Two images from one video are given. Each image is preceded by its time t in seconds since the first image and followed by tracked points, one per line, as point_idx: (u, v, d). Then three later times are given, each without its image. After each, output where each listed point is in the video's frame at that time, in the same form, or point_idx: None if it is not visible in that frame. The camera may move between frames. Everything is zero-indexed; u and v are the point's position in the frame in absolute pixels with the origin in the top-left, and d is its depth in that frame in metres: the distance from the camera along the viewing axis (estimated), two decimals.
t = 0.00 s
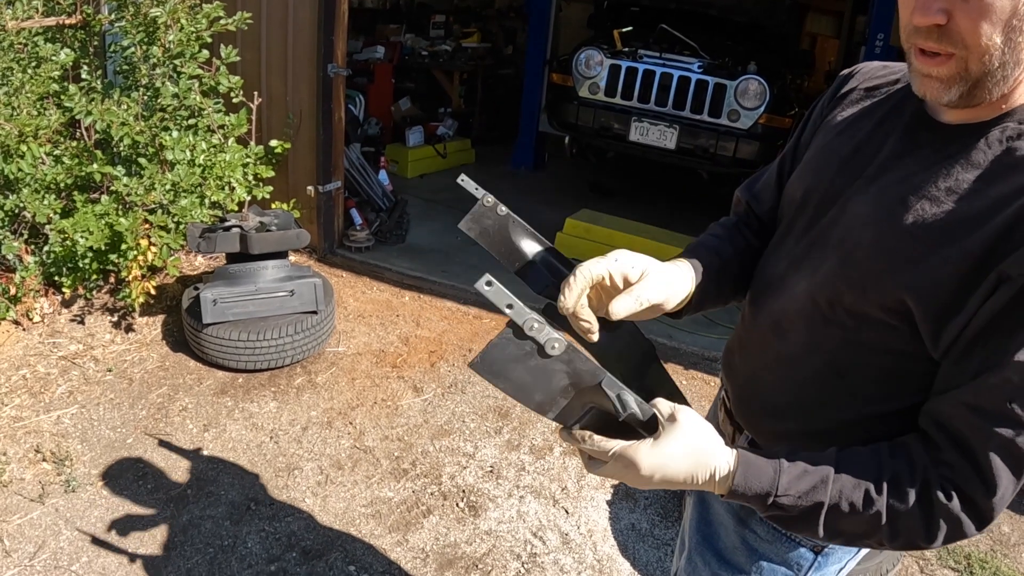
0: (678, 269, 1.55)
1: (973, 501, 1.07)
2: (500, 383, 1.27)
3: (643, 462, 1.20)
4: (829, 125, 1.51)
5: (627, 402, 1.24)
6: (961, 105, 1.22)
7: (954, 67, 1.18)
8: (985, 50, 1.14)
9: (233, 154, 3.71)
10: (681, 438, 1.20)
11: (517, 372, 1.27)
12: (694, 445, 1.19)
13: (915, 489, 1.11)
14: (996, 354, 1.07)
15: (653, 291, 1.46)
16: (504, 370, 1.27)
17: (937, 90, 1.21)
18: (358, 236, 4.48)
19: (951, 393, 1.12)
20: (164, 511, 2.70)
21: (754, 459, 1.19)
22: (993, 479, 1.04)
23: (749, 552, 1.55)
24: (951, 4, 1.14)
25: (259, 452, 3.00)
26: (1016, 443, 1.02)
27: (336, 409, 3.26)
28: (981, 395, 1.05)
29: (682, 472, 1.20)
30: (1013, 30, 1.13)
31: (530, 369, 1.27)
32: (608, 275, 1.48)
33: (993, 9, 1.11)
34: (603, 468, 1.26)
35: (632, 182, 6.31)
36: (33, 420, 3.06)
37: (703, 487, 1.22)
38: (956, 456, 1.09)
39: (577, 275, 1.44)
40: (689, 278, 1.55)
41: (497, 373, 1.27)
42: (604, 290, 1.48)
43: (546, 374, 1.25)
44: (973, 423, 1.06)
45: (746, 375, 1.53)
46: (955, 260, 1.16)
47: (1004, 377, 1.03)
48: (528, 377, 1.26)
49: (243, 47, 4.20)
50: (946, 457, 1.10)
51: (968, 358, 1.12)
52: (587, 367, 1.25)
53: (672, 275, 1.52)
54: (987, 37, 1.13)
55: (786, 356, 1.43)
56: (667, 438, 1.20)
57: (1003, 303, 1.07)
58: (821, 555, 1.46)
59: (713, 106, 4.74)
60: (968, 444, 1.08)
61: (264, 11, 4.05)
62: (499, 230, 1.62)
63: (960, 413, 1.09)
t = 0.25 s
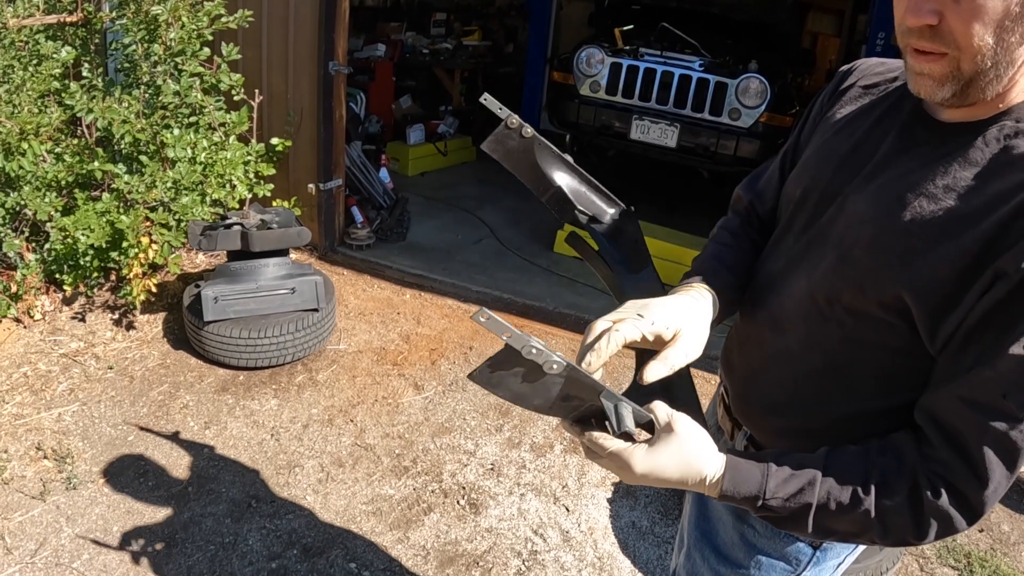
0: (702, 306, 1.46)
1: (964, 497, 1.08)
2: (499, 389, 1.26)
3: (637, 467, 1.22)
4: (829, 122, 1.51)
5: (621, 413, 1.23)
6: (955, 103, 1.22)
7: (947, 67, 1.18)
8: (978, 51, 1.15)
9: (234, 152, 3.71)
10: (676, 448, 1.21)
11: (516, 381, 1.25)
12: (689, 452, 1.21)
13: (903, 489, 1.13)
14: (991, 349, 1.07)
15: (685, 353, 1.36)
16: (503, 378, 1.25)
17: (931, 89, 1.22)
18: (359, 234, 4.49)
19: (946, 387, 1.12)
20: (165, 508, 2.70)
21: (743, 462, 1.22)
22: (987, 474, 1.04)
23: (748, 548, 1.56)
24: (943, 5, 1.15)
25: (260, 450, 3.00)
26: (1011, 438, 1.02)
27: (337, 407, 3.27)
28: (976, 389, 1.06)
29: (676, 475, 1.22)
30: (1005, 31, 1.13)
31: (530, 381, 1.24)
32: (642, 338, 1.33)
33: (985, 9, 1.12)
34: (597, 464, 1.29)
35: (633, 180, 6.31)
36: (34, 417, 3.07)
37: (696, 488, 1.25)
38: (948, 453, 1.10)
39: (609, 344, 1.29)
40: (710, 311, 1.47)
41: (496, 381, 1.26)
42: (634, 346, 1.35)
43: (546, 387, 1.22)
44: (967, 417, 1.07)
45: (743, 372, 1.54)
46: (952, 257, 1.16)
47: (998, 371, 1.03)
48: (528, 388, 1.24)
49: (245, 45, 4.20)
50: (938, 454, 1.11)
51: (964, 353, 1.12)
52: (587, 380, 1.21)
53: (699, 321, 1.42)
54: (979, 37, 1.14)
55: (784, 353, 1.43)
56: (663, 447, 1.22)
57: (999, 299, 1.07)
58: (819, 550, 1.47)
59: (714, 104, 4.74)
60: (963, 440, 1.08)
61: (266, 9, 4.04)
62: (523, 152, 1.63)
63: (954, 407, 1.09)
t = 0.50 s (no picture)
0: (704, 308, 1.44)
1: (958, 491, 1.08)
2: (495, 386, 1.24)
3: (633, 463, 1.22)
4: (828, 117, 1.51)
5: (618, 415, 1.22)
6: (954, 98, 1.22)
7: (944, 64, 1.18)
8: (975, 47, 1.14)
9: (234, 149, 3.71)
10: (674, 448, 1.22)
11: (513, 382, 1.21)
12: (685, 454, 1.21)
13: (897, 485, 1.14)
14: (988, 342, 1.07)
15: (692, 357, 1.34)
16: (498, 379, 1.22)
17: (928, 86, 1.21)
18: (359, 231, 4.48)
19: (942, 381, 1.12)
20: (165, 505, 2.70)
21: (736, 461, 1.23)
22: (981, 468, 1.05)
23: (746, 543, 1.55)
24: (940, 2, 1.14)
25: (259, 447, 3.00)
26: (1007, 432, 1.02)
27: (337, 404, 3.27)
28: (972, 383, 1.06)
29: (671, 474, 1.22)
30: (1003, 26, 1.12)
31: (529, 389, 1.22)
32: (651, 347, 1.31)
33: (981, 5, 1.11)
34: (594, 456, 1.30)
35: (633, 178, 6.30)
36: (34, 415, 3.06)
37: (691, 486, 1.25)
38: (943, 448, 1.10)
39: (617, 355, 1.26)
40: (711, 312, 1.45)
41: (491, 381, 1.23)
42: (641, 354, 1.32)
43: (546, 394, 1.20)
44: (963, 411, 1.07)
45: (741, 366, 1.54)
46: (949, 250, 1.16)
47: (994, 364, 1.03)
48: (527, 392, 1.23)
49: (244, 42, 4.19)
50: (932, 449, 1.12)
51: (960, 347, 1.12)
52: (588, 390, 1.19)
53: (703, 323, 1.40)
54: (976, 33, 1.13)
55: (783, 349, 1.43)
56: (661, 447, 1.22)
57: (995, 293, 1.07)
58: (817, 545, 1.47)
59: (714, 101, 4.73)
60: (958, 435, 1.08)
61: (266, 6, 4.04)
62: (538, 108, 1.58)
63: (950, 401, 1.09)
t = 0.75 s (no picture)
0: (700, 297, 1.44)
1: (958, 487, 1.08)
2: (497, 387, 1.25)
3: (633, 459, 1.23)
4: (829, 109, 1.50)
5: (616, 407, 1.26)
6: (956, 93, 1.21)
7: (946, 56, 1.17)
8: (977, 39, 1.13)
9: (233, 145, 3.70)
10: (673, 443, 1.22)
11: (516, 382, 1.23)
12: (687, 447, 1.22)
13: (896, 481, 1.13)
14: (990, 337, 1.06)
15: (689, 343, 1.34)
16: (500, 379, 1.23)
17: (930, 80, 1.20)
18: (359, 228, 4.47)
19: (943, 375, 1.12)
20: (163, 502, 2.69)
21: (735, 458, 1.23)
22: (983, 465, 1.04)
23: (747, 538, 1.54)
24: None
25: (258, 444, 2.99)
26: (1009, 428, 1.01)
27: (336, 401, 3.26)
28: (973, 377, 1.05)
29: (675, 469, 1.23)
30: (1006, 18, 1.12)
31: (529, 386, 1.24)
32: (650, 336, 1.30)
33: None
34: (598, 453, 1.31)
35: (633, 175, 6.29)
36: (32, 411, 3.06)
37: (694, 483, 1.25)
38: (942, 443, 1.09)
39: (616, 350, 1.25)
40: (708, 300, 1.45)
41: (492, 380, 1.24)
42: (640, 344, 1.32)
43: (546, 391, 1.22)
44: (965, 406, 1.06)
45: (740, 360, 1.53)
46: (950, 243, 1.15)
47: (995, 358, 1.03)
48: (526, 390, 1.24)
49: (243, 39, 4.18)
50: (932, 444, 1.11)
51: (961, 340, 1.11)
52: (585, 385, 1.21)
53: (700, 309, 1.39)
54: (978, 25, 1.12)
55: (782, 342, 1.42)
56: (661, 441, 1.22)
57: (997, 286, 1.06)
58: (819, 541, 1.46)
59: (715, 99, 4.72)
60: (960, 431, 1.08)
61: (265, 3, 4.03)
62: (542, 94, 1.60)
63: (950, 394, 1.08)
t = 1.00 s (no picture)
0: (667, 260, 1.47)
1: (961, 485, 1.08)
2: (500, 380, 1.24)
3: (641, 451, 1.23)
4: (831, 105, 1.50)
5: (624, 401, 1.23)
6: (964, 88, 1.21)
7: (956, 53, 1.17)
8: (989, 38, 1.13)
9: (233, 143, 3.71)
10: (679, 430, 1.22)
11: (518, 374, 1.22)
12: (691, 435, 1.22)
13: (900, 477, 1.13)
14: (994, 335, 1.06)
15: (634, 284, 1.36)
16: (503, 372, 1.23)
17: (938, 75, 1.20)
18: (359, 226, 4.47)
19: (947, 373, 1.12)
20: (164, 500, 2.69)
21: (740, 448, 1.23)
22: (986, 464, 1.04)
23: (749, 536, 1.54)
24: None
25: (259, 442, 2.99)
26: (1012, 427, 1.01)
27: (336, 399, 3.26)
28: (977, 374, 1.05)
29: (680, 457, 1.23)
30: (1019, 18, 1.11)
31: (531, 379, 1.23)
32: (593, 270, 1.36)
33: None
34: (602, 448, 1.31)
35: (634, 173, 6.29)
36: (33, 410, 3.06)
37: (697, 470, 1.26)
38: (945, 441, 1.10)
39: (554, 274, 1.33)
40: (677, 267, 1.48)
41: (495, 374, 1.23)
42: (582, 285, 1.37)
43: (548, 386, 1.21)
44: (970, 405, 1.06)
45: (741, 355, 1.53)
46: (953, 241, 1.15)
47: (998, 357, 1.03)
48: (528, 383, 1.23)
49: (243, 36, 4.18)
50: (935, 441, 1.11)
51: (966, 339, 1.11)
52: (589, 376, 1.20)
53: (656, 263, 1.42)
54: (990, 24, 1.12)
55: (783, 339, 1.42)
56: (667, 428, 1.22)
57: (1001, 285, 1.06)
58: (822, 539, 1.46)
59: (715, 97, 4.72)
60: (964, 429, 1.08)
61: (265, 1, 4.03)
62: (512, 107, 1.57)
63: (955, 392, 1.08)
